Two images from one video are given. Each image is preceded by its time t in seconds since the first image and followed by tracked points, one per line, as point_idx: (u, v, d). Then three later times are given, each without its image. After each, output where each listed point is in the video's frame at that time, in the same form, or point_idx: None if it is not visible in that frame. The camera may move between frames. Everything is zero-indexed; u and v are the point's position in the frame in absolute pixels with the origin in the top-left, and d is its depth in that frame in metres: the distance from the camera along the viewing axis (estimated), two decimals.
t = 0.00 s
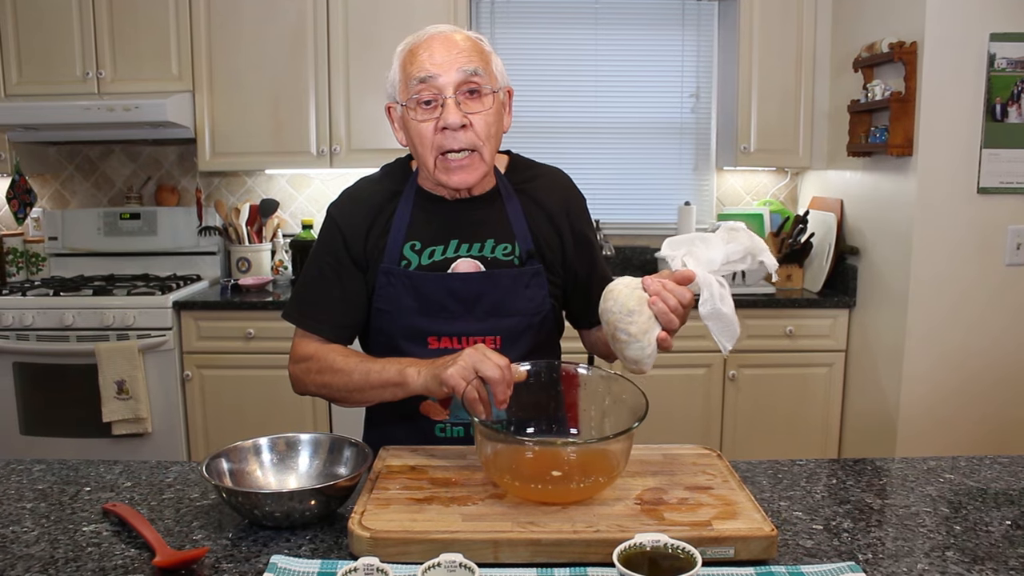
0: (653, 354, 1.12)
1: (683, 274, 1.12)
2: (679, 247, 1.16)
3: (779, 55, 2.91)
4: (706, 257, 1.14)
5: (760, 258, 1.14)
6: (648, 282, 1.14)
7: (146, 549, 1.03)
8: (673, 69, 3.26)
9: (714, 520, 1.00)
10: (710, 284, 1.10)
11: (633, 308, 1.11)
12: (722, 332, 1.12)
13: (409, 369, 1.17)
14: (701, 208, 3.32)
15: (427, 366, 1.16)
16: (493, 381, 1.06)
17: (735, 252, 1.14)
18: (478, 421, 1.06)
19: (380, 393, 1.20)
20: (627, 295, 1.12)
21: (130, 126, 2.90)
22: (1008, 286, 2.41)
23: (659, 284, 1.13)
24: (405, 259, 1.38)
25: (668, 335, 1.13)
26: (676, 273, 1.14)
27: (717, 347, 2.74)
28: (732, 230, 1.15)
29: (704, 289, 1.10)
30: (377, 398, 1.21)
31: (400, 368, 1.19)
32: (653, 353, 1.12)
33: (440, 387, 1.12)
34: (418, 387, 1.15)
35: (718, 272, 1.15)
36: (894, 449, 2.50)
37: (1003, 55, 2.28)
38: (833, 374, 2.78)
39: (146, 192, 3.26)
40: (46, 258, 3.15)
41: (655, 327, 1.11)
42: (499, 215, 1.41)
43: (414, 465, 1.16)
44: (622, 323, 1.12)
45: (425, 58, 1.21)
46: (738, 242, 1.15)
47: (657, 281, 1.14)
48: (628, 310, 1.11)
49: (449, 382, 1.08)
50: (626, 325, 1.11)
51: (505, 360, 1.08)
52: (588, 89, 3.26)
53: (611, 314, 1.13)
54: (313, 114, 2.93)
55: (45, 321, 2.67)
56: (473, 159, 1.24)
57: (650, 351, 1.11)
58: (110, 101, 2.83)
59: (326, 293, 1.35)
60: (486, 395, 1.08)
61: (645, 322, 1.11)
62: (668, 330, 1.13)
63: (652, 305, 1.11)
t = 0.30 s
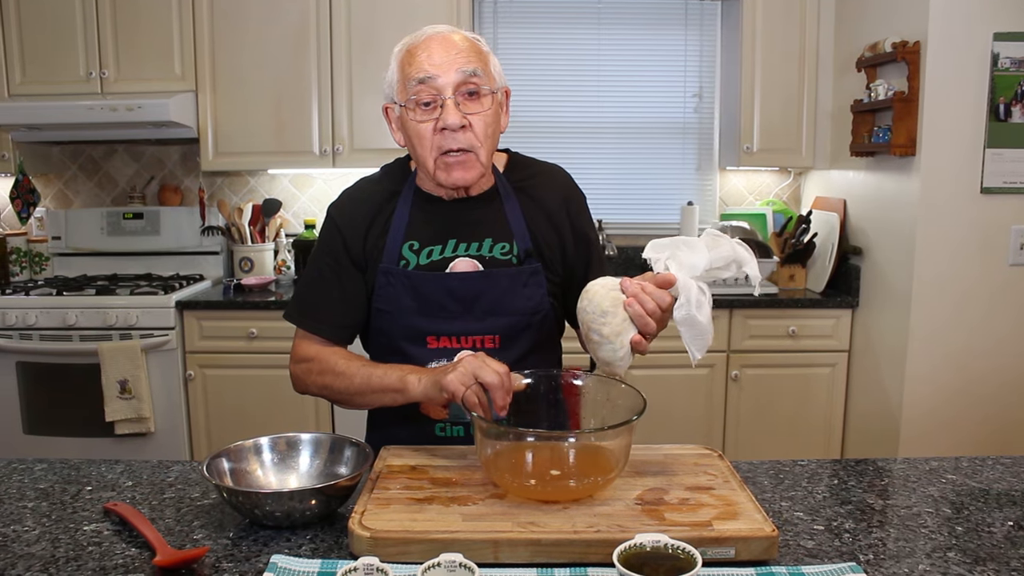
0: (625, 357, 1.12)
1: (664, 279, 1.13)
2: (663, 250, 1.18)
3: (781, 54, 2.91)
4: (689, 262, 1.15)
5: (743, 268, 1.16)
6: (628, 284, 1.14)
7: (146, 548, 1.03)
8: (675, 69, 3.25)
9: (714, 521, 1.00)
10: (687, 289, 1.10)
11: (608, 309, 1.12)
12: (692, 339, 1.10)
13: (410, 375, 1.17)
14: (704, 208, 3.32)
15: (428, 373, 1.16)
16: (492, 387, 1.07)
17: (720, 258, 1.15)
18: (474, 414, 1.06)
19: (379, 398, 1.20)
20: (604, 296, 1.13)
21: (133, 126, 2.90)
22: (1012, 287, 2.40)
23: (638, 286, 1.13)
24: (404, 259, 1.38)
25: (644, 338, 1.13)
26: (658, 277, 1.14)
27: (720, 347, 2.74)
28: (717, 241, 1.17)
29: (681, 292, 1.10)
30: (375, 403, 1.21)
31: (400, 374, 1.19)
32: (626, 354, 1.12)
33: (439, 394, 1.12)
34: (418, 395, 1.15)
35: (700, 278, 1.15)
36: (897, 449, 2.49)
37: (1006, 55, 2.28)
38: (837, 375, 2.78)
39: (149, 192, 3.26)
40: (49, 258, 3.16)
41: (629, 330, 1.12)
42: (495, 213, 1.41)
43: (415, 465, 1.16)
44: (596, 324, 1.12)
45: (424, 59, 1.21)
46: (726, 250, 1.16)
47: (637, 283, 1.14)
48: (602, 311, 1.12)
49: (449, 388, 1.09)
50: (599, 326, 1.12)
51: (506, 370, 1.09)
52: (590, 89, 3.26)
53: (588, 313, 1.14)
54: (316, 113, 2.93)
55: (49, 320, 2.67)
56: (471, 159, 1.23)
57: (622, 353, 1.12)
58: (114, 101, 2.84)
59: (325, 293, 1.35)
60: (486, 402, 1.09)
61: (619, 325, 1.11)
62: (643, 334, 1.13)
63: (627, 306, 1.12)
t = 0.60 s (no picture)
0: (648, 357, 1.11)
1: (683, 278, 1.12)
2: (679, 250, 1.18)
3: (784, 55, 2.91)
4: (705, 262, 1.15)
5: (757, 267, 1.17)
6: (648, 283, 1.13)
7: (148, 548, 1.03)
8: (678, 69, 3.25)
9: (715, 521, 1.00)
10: (708, 290, 1.11)
11: (632, 309, 1.10)
12: (715, 337, 1.12)
13: (413, 381, 1.18)
14: (706, 208, 3.32)
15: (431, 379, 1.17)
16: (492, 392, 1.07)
17: (735, 258, 1.16)
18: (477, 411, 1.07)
19: (383, 402, 1.21)
20: (627, 296, 1.11)
21: (136, 126, 2.91)
22: (1015, 287, 2.40)
23: (659, 286, 1.12)
24: (404, 261, 1.39)
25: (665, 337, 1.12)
26: (676, 277, 1.14)
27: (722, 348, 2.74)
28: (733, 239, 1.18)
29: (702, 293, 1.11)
30: (378, 407, 1.22)
31: (402, 379, 1.20)
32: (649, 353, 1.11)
33: (441, 399, 1.12)
34: (421, 400, 1.16)
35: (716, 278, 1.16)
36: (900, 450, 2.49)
37: (1010, 55, 2.27)
38: (839, 375, 2.77)
39: (152, 193, 3.27)
40: (52, 258, 3.17)
41: (652, 330, 1.11)
42: (494, 216, 1.41)
43: (416, 465, 1.16)
44: (620, 325, 1.10)
45: (455, 81, 1.16)
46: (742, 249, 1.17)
47: (656, 283, 1.13)
48: (627, 310, 1.10)
49: (448, 394, 1.10)
50: (624, 327, 1.10)
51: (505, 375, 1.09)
52: (593, 89, 3.26)
53: (609, 313, 1.12)
54: (319, 114, 2.93)
55: (52, 320, 2.68)
56: (491, 182, 1.23)
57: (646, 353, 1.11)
58: (117, 102, 2.84)
59: (326, 292, 1.35)
60: (487, 404, 1.09)
61: (644, 325, 1.10)
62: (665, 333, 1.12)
63: (652, 306, 1.10)
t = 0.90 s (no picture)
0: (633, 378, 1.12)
1: (678, 301, 1.09)
2: (678, 269, 1.14)
3: (787, 55, 2.90)
4: (704, 285, 1.11)
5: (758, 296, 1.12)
6: (641, 304, 1.11)
7: (150, 548, 1.03)
8: (681, 69, 3.25)
9: (717, 522, 0.99)
10: (702, 316, 1.08)
11: (619, 333, 1.10)
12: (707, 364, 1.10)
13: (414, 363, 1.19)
14: (709, 208, 3.32)
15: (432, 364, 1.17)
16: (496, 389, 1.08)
17: (734, 284, 1.12)
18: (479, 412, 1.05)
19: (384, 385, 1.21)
20: (616, 318, 1.11)
21: (139, 126, 2.91)
22: (1019, 287, 2.39)
23: (651, 307, 1.10)
24: (410, 261, 1.38)
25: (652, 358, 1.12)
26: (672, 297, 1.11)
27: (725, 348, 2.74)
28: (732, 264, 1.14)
29: (696, 319, 1.08)
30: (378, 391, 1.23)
31: (404, 359, 1.20)
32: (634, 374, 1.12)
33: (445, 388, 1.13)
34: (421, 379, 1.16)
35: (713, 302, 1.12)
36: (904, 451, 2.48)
37: (1014, 54, 2.26)
38: (842, 376, 2.76)
39: (156, 192, 3.27)
40: (56, 258, 3.17)
41: (639, 353, 1.11)
42: (501, 216, 1.41)
43: (418, 465, 1.16)
44: (607, 346, 1.12)
45: (468, 85, 1.16)
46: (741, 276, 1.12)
47: (651, 303, 1.11)
48: (614, 335, 1.11)
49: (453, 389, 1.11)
50: (610, 349, 1.11)
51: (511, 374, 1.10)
52: (596, 88, 3.26)
53: (599, 333, 1.13)
54: (322, 114, 2.93)
55: (55, 319, 2.68)
56: (503, 183, 1.24)
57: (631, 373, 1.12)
58: (121, 101, 2.85)
59: (330, 289, 1.36)
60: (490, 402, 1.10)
61: (630, 348, 1.10)
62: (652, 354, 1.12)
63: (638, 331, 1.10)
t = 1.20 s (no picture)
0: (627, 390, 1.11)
1: (673, 312, 1.10)
2: (676, 280, 1.15)
3: (791, 55, 2.89)
4: (699, 297, 1.11)
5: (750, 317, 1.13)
6: (637, 316, 1.10)
7: (154, 551, 1.02)
8: (685, 69, 3.24)
9: (723, 525, 0.99)
10: (699, 331, 1.08)
11: (617, 344, 1.09)
12: (702, 380, 1.10)
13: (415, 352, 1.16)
14: (713, 208, 3.31)
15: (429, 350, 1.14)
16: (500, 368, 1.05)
17: (729, 301, 1.12)
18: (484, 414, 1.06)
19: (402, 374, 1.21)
20: (613, 328, 1.09)
21: (142, 126, 2.91)
22: None
23: (648, 319, 1.10)
24: (415, 261, 1.38)
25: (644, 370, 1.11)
26: (666, 309, 1.11)
27: (729, 349, 2.73)
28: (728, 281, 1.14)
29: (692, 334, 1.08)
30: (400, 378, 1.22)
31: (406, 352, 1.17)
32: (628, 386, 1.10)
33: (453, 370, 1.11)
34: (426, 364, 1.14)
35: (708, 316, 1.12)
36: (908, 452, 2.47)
37: (1019, 55, 2.25)
38: (847, 377, 2.76)
39: (159, 192, 3.27)
40: (59, 258, 3.18)
41: (635, 364, 1.09)
42: (506, 217, 1.40)
43: (422, 468, 1.16)
44: (604, 358, 1.10)
45: (471, 88, 1.15)
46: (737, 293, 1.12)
47: (646, 314, 1.11)
48: (611, 346, 1.09)
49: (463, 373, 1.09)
50: (607, 360, 1.09)
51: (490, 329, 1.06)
52: (600, 88, 3.25)
53: (595, 343, 1.11)
54: (325, 114, 2.93)
55: (58, 320, 2.68)
56: (500, 185, 1.24)
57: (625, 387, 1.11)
58: (124, 102, 2.85)
59: (337, 283, 1.35)
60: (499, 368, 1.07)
61: (627, 360, 1.09)
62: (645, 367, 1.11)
63: (637, 342, 1.09)
